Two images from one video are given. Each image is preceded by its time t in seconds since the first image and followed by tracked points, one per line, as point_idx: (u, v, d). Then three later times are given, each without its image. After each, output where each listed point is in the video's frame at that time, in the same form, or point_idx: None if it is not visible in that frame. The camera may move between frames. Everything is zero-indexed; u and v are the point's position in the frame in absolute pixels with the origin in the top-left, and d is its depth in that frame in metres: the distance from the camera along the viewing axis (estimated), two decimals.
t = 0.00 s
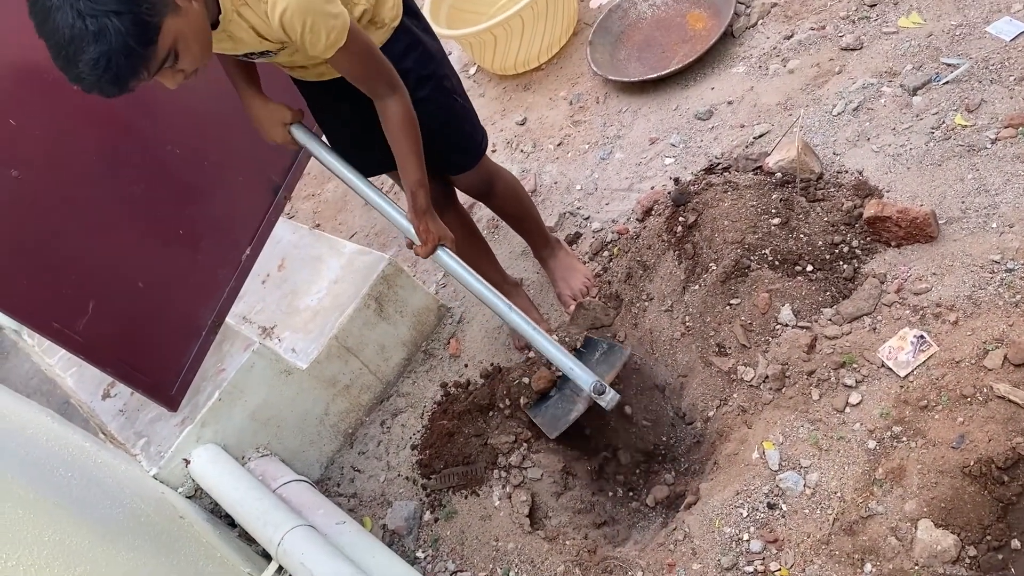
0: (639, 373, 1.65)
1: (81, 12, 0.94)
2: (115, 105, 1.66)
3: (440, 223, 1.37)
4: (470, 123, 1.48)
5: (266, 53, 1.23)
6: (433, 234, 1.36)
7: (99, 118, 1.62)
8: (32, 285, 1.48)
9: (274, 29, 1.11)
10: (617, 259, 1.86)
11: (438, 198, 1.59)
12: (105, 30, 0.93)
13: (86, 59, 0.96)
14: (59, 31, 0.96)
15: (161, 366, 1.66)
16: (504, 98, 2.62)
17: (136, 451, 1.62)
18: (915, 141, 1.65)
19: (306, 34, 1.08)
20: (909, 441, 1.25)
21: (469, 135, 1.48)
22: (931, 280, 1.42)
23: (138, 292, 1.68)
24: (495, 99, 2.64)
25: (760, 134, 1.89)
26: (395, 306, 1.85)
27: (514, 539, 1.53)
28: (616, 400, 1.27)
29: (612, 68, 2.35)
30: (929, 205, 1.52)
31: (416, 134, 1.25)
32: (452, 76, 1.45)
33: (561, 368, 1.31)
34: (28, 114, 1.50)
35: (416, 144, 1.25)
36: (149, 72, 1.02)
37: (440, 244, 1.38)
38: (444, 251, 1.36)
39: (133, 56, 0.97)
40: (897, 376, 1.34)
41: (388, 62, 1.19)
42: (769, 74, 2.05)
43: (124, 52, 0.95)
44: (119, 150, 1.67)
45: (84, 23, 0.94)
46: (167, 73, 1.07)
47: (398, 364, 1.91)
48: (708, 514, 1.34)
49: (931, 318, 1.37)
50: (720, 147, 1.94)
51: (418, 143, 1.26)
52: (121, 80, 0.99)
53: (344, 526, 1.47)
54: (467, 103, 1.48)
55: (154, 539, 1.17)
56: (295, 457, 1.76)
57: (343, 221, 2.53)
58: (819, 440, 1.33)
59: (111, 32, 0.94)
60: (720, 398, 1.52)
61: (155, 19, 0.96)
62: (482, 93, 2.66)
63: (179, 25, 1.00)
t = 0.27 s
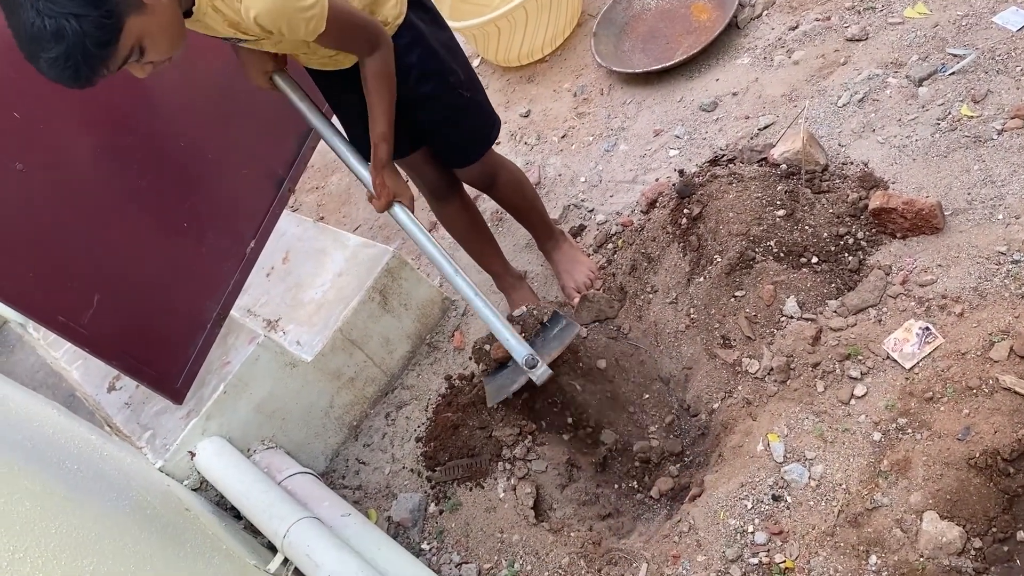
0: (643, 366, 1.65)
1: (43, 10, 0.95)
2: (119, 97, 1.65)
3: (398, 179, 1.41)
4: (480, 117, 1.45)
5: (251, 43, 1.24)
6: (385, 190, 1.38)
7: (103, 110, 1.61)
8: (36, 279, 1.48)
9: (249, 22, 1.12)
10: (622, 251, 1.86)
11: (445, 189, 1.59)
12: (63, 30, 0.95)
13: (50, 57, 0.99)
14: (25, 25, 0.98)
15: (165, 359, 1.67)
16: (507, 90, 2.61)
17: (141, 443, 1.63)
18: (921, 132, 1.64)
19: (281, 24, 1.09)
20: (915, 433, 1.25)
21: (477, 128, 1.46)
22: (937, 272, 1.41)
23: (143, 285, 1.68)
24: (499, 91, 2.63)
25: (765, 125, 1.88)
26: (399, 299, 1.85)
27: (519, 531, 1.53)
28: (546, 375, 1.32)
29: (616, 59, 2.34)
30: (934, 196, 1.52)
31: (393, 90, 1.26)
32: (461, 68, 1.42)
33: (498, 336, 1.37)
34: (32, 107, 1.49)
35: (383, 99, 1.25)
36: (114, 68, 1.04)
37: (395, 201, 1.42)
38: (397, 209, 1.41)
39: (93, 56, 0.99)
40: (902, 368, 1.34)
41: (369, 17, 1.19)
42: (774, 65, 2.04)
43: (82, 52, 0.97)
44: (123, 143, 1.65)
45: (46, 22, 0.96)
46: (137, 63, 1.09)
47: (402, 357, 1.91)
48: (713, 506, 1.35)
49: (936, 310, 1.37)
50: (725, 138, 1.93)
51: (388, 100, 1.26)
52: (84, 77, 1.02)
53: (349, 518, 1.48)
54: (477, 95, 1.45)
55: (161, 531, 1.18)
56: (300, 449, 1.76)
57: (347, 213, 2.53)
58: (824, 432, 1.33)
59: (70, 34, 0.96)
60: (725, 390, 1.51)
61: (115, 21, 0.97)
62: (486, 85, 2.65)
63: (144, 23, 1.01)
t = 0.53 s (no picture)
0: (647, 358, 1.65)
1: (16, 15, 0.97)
2: (124, 92, 1.64)
3: (361, 160, 1.38)
4: (484, 113, 1.44)
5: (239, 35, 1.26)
6: (345, 170, 1.37)
7: (108, 106, 1.61)
8: (42, 274, 1.49)
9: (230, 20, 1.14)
10: (626, 244, 1.86)
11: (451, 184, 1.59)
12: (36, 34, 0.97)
13: (27, 60, 1.01)
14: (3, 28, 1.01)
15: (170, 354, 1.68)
16: (511, 83, 2.60)
17: (147, 438, 1.63)
18: (926, 123, 1.63)
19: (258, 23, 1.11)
20: (921, 425, 1.25)
21: (482, 124, 1.45)
22: (943, 263, 1.41)
23: (149, 281, 1.68)
24: (502, 84, 2.62)
25: (770, 117, 1.87)
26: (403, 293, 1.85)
27: (525, 524, 1.54)
28: (459, 377, 1.25)
29: (619, 52, 2.33)
30: (940, 187, 1.51)
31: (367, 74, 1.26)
32: (465, 64, 1.40)
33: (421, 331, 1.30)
34: (38, 102, 1.49)
35: (354, 82, 1.25)
36: (93, 67, 1.07)
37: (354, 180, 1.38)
38: (356, 186, 1.36)
39: (70, 60, 1.01)
40: (908, 360, 1.33)
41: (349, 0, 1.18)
42: (778, 57, 2.03)
43: (58, 57, 1.00)
44: (128, 139, 1.65)
45: (20, 26, 0.98)
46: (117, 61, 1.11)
47: (407, 351, 1.91)
48: (718, 499, 1.35)
49: (942, 302, 1.36)
50: (729, 131, 1.92)
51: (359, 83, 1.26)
52: (62, 78, 1.04)
53: (355, 511, 1.49)
54: (482, 94, 1.43)
55: (167, 527, 1.18)
56: (306, 443, 1.77)
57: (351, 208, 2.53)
58: (830, 424, 1.33)
59: (44, 39, 0.98)
60: (730, 382, 1.51)
61: (88, 25, 0.99)
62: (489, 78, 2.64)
63: (118, 25, 1.03)
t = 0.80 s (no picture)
0: (652, 358, 1.65)
1: None
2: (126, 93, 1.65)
3: (333, 155, 1.35)
4: (485, 118, 1.43)
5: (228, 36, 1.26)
6: (318, 163, 1.35)
7: (110, 107, 1.62)
8: (47, 275, 1.50)
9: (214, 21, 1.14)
10: (631, 242, 1.86)
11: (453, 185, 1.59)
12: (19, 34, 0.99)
13: (11, 58, 1.03)
14: None
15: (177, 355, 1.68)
16: (514, 82, 2.60)
17: (153, 438, 1.66)
18: (931, 120, 1.62)
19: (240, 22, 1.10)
20: (926, 422, 1.25)
21: (484, 129, 1.44)
22: (948, 260, 1.40)
23: (154, 282, 1.69)
24: (506, 83, 2.62)
25: (774, 114, 1.86)
26: (408, 293, 1.85)
27: (530, 522, 1.54)
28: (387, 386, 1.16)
29: (622, 50, 2.33)
30: (945, 184, 1.50)
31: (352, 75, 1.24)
32: (466, 70, 1.38)
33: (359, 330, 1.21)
34: (40, 104, 1.50)
35: (340, 80, 1.24)
36: (79, 63, 1.08)
37: (326, 175, 1.34)
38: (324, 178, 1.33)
39: (53, 59, 1.03)
40: (913, 357, 1.33)
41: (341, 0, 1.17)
42: (782, 54, 2.02)
43: (41, 56, 1.02)
44: (132, 141, 1.66)
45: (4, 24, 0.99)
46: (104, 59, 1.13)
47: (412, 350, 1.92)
48: (724, 497, 1.35)
49: (948, 298, 1.36)
50: (734, 128, 1.92)
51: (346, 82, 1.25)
52: (47, 76, 1.06)
53: (361, 511, 1.49)
54: (483, 100, 1.41)
55: (173, 527, 1.19)
56: (311, 443, 1.78)
57: (356, 208, 2.54)
58: (835, 421, 1.33)
59: (26, 39, 1.00)
60: (735, 380, 1.51)
61: (70, 25, 1.00)
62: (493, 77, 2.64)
63: (101, 24, 1.04)
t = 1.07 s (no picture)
0: (657, 363, 1.65)
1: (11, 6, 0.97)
2: (133, 102, 1.66)
3: (326, 145, 1.35)
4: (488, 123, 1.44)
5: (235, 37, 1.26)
6: (308, 152, 1.35)
7: (117, 116, 1.63)
8: (54, 283, 1.51)
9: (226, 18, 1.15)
10: (635, 247, 1.86)
11: (455, 191, 1.60)
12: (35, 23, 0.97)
13: (22, 51, 1.01)
14: None
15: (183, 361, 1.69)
16: (518, 88, 2.62)
17: (161, 444, 1.67)
18: (934, 122, 1.62)
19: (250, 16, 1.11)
20: (931, 425, 1.25)
21: (486, 134, 1.45)
22: (953, 262, 1.40)
23: (161, 289, 1.70)
24: (509, 88, 2.63)
25: (777, 118, 1.87)
26: (412, 299, 1.86)
27: (536, 527, 1.54)
28: (349, 373, 1.16)
29: (625, 55, 2.34)
30: (949, 186, 1.50)
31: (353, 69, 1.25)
32: (467, 75, 1.39)
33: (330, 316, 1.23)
34: (48, 113, 1.51)
35: (339, 76, 1.25)
36: (90, 58, 1.07)
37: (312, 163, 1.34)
38: (312, 168, 1.34)
39: (66, 50, 1.01)
40: (918, 360, 1.33)
41: None
42: (785, 58, 2.03)
43: (54, 47, 1.00)
44: (138, 149, 1.67)
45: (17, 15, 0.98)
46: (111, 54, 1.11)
47: (417, 356, 1.92)
48: (729, 501, 1.35)
49: (952, 301, 1.36)
50: (737, 132, 1.92)
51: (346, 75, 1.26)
52: (58, 70, 1.04)
53: (367, 516, 1.50)
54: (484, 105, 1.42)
55: (180, 533, 1.20)
56: (317, 448, 1.78)
57: (361, 214, 2.55)
58: (840, 424, 1.33)
59: (39, 28, 0.98)
60: (740, 384, 1.51)
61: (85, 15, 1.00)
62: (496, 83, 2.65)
63: (114, 15, 1.03)
